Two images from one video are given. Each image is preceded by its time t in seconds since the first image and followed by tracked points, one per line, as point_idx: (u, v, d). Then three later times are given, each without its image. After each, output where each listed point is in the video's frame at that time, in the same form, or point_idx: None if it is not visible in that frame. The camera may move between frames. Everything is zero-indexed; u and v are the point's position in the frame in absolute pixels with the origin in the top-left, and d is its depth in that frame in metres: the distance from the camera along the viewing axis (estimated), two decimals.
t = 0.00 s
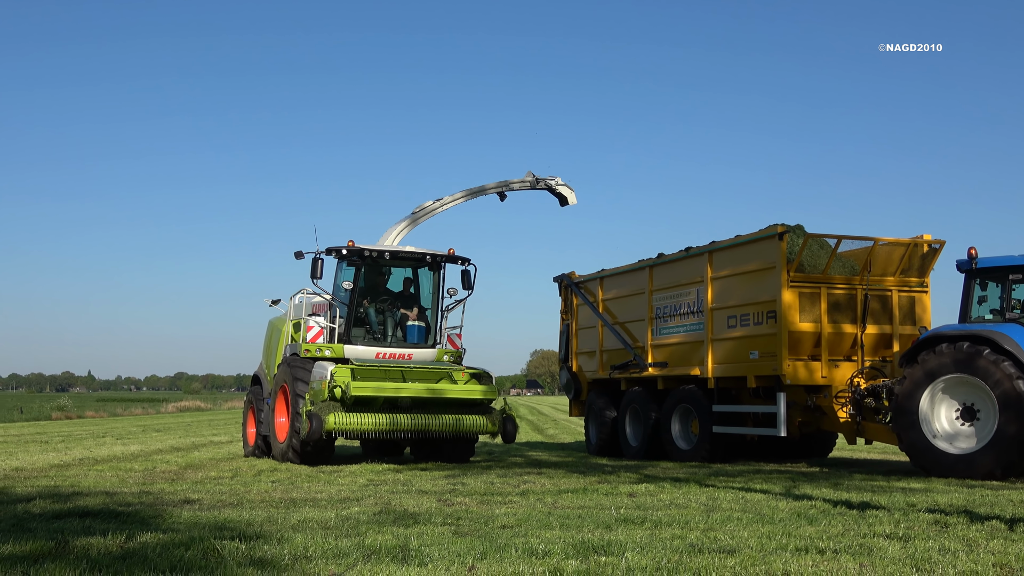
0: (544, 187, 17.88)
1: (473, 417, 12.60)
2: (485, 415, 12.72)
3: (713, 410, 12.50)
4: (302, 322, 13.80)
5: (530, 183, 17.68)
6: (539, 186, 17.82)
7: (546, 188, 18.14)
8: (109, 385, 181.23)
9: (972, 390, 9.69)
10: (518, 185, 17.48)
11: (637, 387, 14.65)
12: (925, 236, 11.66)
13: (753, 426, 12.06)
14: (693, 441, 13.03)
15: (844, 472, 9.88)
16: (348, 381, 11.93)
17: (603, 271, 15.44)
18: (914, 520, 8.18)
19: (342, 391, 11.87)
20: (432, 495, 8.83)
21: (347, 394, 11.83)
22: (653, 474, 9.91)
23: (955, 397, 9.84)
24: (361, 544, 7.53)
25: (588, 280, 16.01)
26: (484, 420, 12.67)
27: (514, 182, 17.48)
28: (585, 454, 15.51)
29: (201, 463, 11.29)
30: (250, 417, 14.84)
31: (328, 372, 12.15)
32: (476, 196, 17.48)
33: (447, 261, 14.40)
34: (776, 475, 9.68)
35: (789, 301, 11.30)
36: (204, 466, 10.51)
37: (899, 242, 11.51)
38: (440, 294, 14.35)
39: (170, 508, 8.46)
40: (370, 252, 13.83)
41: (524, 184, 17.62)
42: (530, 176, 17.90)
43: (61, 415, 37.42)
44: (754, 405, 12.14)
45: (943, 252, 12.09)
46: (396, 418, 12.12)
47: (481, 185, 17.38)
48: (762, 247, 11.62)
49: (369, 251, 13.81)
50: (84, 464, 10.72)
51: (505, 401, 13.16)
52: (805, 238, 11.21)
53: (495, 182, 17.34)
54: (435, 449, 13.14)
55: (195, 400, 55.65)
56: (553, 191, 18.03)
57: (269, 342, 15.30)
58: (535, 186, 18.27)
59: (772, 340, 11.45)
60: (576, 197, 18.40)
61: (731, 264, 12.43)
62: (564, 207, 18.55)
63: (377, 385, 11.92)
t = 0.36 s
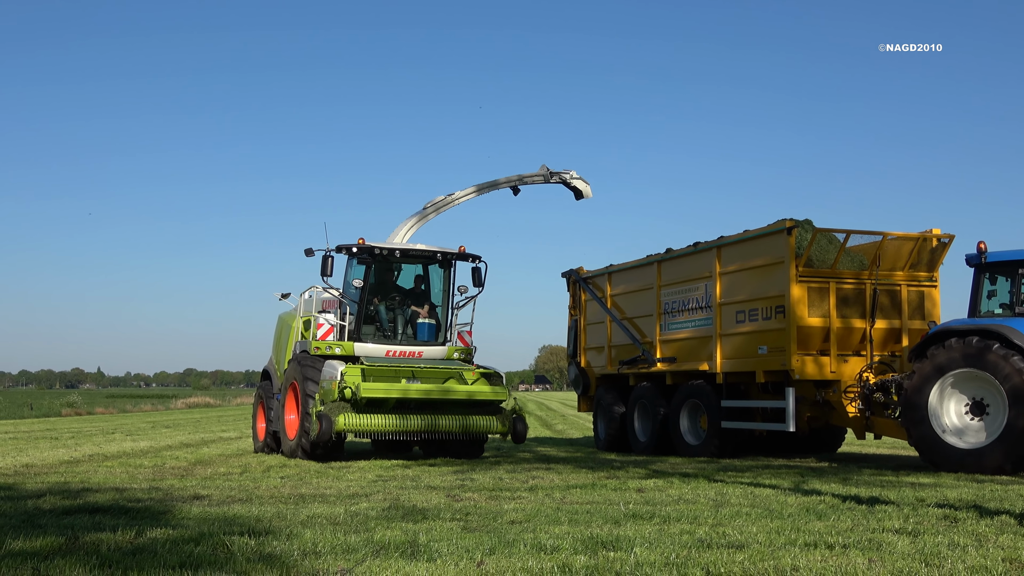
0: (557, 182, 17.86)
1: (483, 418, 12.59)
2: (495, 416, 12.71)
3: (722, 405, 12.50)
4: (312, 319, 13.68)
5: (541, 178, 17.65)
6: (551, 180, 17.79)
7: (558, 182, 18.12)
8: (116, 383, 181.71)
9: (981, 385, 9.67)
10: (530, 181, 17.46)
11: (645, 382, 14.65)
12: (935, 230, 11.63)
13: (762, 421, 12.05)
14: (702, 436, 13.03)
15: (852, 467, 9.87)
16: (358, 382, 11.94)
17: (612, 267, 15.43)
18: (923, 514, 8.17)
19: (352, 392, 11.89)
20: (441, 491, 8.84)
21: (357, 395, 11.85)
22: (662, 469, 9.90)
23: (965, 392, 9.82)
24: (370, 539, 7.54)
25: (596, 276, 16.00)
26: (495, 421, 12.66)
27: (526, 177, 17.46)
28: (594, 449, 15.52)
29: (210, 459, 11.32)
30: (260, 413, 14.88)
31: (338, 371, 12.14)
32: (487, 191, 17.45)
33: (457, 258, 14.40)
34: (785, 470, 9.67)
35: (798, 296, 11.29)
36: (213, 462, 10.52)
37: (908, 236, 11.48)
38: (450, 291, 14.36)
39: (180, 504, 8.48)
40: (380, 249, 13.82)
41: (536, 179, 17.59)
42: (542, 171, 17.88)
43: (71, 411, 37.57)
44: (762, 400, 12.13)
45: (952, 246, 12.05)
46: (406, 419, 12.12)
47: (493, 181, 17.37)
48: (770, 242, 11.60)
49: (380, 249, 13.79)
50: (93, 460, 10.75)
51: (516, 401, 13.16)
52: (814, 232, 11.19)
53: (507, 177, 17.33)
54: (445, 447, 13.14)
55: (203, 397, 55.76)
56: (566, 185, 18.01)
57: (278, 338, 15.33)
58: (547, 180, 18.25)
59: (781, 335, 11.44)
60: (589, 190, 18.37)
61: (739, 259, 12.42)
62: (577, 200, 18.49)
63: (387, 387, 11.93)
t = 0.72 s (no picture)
0: (562, 178, 17.85)
1: (489, 414, 12.58)
2: (501, 412, 12.71)
3: (728, 401, 12.50)
4: (319, 316, 13.86)
5: (547, 174, 17.65)
6: (557, 176, 17.78)
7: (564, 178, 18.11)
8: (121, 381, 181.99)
9: (988, 379, 9.65)
10: (535, 177, 17.44)
11: (652, 378, 14.65)
12: (941, 225, 11.60)
13: (769, 417, 12.04)
14: (709, 432, 13.03)
15: (860, 463, 9.85)
16: (364, 378, 11.92)
17: (618, 263, 15.43)
18: (930, 510, 8.16)
19: (358, 388, 11.88)
20: (448, 487, 8.84)
21: (363, 391, 11.83)
22: (668, 465, 9.89)
23: (972, 387, 9.81)
24: (377, 536, 7.55)
25: (602, 272, 15.99)
26: (500, 417, 12.65)
27: (532, 173, 17.45)
28: (600, 445, 15.52)
29: (217, 456, 11.34)
30: (267, 411, 14.90)
31: (345, 368, 12.16)
32: (492, 187, 17.45)
33: (462, 255, 14.39)
34: (792, 466, 9.66)
35: (804, 292, 11.28)
36: (220, 460, 10.54)
37: (915, 231, 11.46)
38: (456, 288, 14.36)
39: (188, 502, 8.50)
40: (386, 246, 13.83)
41: (541, 175, 17.58)
42: (547, 167, 17.87)
43: (78, 409, 37.60)
44: (769, 395, 12.12)
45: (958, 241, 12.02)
46: (412, 415, 12.12)
47: (498, 177, 17.36)
48: (776, 237, 11.59)
49: (386, 245, 13.79)
50: (101, 458, 10.78)
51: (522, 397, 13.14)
52: (821, 228, 11.17)
53: (512, 174, 17.33)
54: (452, 444, 13.15)
55: (209, 395, 55.76)
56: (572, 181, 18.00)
57: (285, 335, 15.36)
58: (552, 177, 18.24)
59: (787, 331, 11.43)
60: (594, 186, 18.36)
61: (746, 255, 12.40)
62: (582, 196, 18.48)
63: (390, 382, 11.93)
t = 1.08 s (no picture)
0: (566, 175, 17.84)
1: (494, 411, 12.59)
2: (506, 409, 12.71)
3: (735, 398, 12.49)
4: (325, 314, 13.85)
5: (551, 171, 17.64)
6: (562, 173, 17.77)
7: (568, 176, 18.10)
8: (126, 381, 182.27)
9: (995, 375, 9.64)
10: (540, 174, 17.43)
11: (658, 375, 14.64)
12: (948, 220, 11.58)
13: (775, 413, 12.04)
14: (715, 429, 13.02)
15: (866, 459, 9.84)
16: (370, 375, 11.94)
17: (623, 260, 15.42)
18: (937, 506, 8.16)
19: (364, 385, 11.90)
20: (454, 485, 8.84)
21: (369, 388, 11.83)
22: (675, 462, 9.88)
23: (979, 382, 9.79)
24: (383, 534, 7.56)
25: (608, 269, 15.99)
26: (506, 414, 12.66)
27: (536, 170, 17.44)
28: (607, 442, 15.51)
29: (224, 454, 11.36)
30: (273, 408, 14.91)
31: (351, 365, 12.17)
32: (496, 185, 17.44)
33: (467, 252, 14.39)
34: (799, 462, 9.65)
35: (810, 288, 11.26)
36: (226, 458, 10.56)
37: (921, 227, 11.44)
38: (461, 285, 14.35)
39: (195, 499, 8.51)
40: (391, 244, 13.82)
41: (546, 172, 17.57)
42: (551, 164, 17.86)
43: (85, 408, 37.63)
44: (775, 392, 12.11)
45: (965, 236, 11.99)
46: (418, 412, 12.12)
47: (503, 174, 17.36)
48: (782, 234, 11.57)
49: (390, 243, 13.79)
50: (108, 456, 10.80)
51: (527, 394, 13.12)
52: (826, 224, 11.15)
53: (517, 171, 17.32)
54: (458, 440, 13.15)
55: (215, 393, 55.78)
56: (576, 178, 17.99)
57: (290, 333, 15.37)
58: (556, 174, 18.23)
59: (794, 327, 11.42)
60: (598, 184, 18.34)
61: (752, 251, 12.39)
62: (586, 194, 18.47)
63: (397, 380, 11.90)
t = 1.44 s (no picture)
0: (571, 174, 17.83)
1: (499, 409, 12.61)
2: (511, 407, 12.72)
3: (740, 396, 12.48)
4: (330, 313, 13.88)
5: (556, 170, 17.63)
6: (567, 172, 17.76)
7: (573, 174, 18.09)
8: (130, 380, 182.49)
9: (1001, 372, 9.63)
10: (545, 172, 17.43)
11: (664, 373, 14.64)
12: (953, 218, 11.56)
13: (781, 411, 12.03)
14: (721, 427, 13.01)
15: (873, 456, 9.83)
16: (375, 374, 11.94)
17: (628, 258, 15.42)
18: (944, 504, 8.15)
19: (370, 384, 11.89)
20: (460, 483, 8.84)
21: (374, 387, 11.82)
22: (681, 460, 9.85)
23: (985, 380, 9.78)
24: (389, 532, 7.57)
25: (613, 267, 15.98)
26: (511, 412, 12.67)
27: (541, 169, 17.44)
28: (612, 441, 15.50)
29: (229, 453, 11.38)
30: (278, 407, 14.93)
31: (356, 364, 12.17)
32: (501, 183, 17.44)
33: (472, 251, 14.39)
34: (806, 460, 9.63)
35: (816, 285, 11.25)
36: (232, 457, 10.58)
37: (927, 225, 11.42)
38: (466, 284, 14.35)
39: (201, 498, 8.53)
40: (396, 243, 13.84)
41: (550, 170, 17.56)
42: (556, 162, 17.84)
43: (92, 407, 37.70)
44: (781, 389, 12.09)
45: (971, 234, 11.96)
46: (423, 411, 12.12)
47: (508, 173, 17.36)
48: (788, 232, 11.56)
49: (396, 242, 13.81)
50: (114, 455, 10.83)
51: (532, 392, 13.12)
52: (832, 222, 11.15)
53: (521, 170, 17.32)
54: (464, 439, 13.15)
55: (220, 392, 55.79)
56: (581, 177, 17.98)
57: (296, 333, 15.38)
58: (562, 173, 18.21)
59: (799, 325, 11.40)
60: (604, 182, 18.32)
61: (757, 249, 12.38)
62: (591, 192, 18.45)
63: (403, 379, 11.91)
